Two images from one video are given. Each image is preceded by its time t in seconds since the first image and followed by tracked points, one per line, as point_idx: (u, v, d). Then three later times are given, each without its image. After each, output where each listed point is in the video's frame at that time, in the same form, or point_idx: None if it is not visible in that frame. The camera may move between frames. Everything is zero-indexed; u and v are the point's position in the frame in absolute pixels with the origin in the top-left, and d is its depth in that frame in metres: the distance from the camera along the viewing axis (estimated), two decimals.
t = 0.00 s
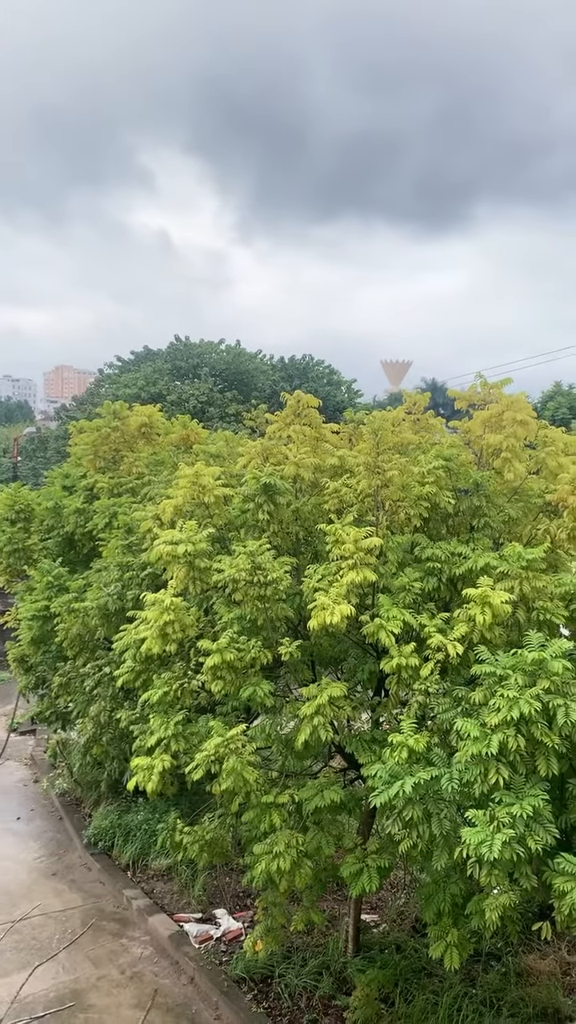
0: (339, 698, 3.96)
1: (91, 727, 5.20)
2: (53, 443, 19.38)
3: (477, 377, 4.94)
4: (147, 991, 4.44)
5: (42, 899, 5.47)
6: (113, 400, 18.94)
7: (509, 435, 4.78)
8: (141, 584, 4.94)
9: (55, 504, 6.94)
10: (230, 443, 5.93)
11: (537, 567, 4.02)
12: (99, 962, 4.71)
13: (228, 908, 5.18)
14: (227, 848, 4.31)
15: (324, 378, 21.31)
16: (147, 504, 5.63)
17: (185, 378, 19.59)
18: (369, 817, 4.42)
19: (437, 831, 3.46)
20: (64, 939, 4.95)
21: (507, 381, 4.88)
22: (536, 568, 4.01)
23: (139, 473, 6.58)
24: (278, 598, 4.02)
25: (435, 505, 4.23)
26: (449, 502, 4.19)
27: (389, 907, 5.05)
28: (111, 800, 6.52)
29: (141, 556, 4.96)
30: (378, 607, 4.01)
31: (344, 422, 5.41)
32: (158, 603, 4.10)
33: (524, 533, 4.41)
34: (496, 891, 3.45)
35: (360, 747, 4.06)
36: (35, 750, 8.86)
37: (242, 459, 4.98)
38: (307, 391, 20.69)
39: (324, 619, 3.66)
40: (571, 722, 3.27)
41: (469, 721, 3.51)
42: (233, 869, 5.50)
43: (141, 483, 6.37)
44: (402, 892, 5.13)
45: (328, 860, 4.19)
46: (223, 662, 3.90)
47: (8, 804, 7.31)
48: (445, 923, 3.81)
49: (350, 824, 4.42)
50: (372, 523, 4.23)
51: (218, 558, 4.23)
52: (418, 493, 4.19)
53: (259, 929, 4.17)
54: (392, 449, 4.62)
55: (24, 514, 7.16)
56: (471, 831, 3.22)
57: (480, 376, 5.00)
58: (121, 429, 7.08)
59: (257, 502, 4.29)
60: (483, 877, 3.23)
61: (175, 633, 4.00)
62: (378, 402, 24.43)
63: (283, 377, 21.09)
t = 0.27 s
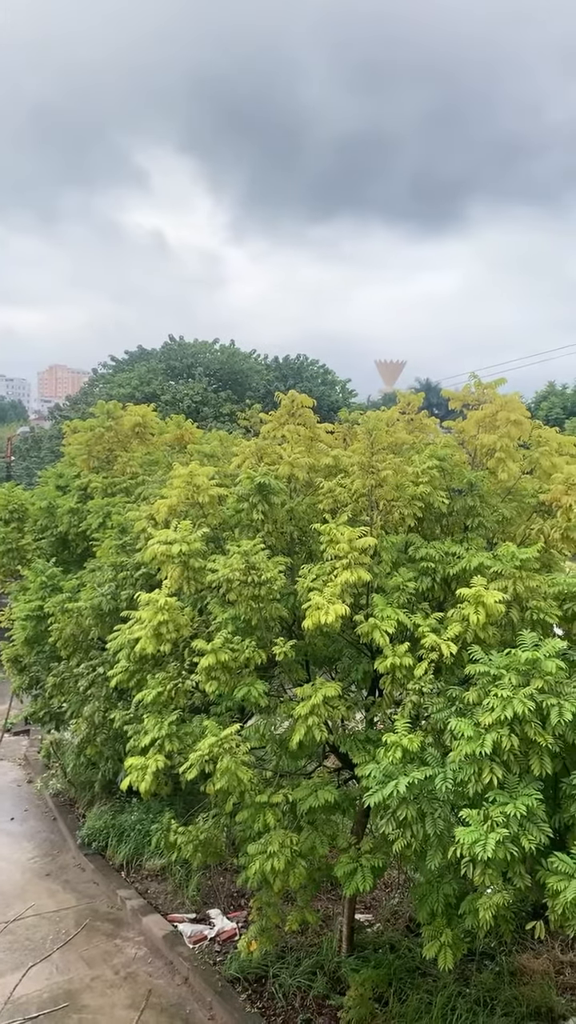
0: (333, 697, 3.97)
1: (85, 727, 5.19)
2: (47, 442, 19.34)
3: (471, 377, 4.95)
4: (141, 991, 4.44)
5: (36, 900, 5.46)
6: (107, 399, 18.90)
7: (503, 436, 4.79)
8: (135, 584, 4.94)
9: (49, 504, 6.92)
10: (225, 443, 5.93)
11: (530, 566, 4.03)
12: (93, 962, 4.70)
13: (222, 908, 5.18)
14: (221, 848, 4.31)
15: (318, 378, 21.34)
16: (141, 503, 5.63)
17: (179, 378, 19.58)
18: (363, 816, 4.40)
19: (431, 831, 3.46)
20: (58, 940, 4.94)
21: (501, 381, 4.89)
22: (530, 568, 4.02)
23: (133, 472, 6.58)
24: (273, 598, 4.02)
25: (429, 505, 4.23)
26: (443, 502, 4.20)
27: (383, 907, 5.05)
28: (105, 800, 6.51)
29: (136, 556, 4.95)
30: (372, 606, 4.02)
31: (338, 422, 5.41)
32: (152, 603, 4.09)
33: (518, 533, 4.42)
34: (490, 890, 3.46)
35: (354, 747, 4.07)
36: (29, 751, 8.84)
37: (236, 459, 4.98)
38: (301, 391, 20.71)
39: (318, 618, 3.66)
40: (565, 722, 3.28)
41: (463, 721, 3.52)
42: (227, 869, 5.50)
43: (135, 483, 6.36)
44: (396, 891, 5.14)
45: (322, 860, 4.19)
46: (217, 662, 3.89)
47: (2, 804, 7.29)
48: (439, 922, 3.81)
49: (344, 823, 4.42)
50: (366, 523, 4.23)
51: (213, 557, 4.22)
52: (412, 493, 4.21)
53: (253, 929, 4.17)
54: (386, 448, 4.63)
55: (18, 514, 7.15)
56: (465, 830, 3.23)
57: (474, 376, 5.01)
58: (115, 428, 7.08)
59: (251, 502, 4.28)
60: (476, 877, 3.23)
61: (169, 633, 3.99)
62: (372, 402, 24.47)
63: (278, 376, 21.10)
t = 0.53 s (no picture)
0: (328, 698, 3.97)
1: (79, 728, 5.19)
2: (41, 443, 19.31)
3: (466, 378, 4.96)
4: (136, 993, 4.43)
5: (31, 901, 5.45)
6: (101, 399, 18.85)
7: (497, 437, 4.79)
8: (130, 585, 4.94)
9: (43, 505, 6.91)
10: (220, 444, 5.93)
11: (524, 567, 4.04)
12: (87, 964, 4.69)
13: (216, 910, 5.18)
14: (216, 850, 4.31)
15: (313, 379, 21.36)
16: (135, 504, 5.63)
17: (174, 379, 19.57)
18: (358, 817, 4.42)
19: (425, 832, 3.46)
20: (52, 942, 4.93)
21: (496, 382, 4.89)
22: (524, 568, 4.03)
23: (128, 473, 6.57)
24: (267, 599, 4.02)
25: (424, 506, 4.24)
26: (437, 503, 4.21)
27: (378, 908, 5.06)
28: (100, 801, 6.50)
29: (130, 557, 4.95)
30: (367, 607, 4.02)
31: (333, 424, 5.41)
32: (147, 604, 4.08)
33: (512, 534, 4.43)
34: (485, 891, 3.46)
35: (348, 748, 4.07)
36: (23, 752, 8.83)
37: (231, 460, 4.98)
38: (296, 392, 20.74)
39: (313, 620, 3.66)
40: (559, 722, 3.28)
41: (457, 722, 3.52)
42: (221, 870, 5.50)
43: (129, 484, 6.35)
44: (391, 892, 5.14)
45: (317, 861, 4.19)
46: (212, 663, 3.89)
47: None
48: (434, 923, 3.81)
49: (339, 824, 4.42)
50: (361, 524, 4.23)
51: (207, 558, 4.22)
52: (407, 494, 4.21)
53: (248, 931, 4.17)
54: (381, 450, 4.64)
55: (12, 515, 7.14)
56: (459, 831, 3.23)
57: (468, 377, 5.02)
58: (109, 429, 7.08)
59: (246, 503, 4.29)
60: (471, 878, 3.23)
61: (164, 634, 3.99)
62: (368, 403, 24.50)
63: (273, 377, 21.12)
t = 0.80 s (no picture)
0: (323, 699, 3.97)
1: (74, 729, 5.18)
2: (36, 443, 19.28)
3: (461, 379, 4.96)
4: (131, 994, 4.42)
5: (25, 903, 5.44)
6: (96, 399, 18.83)
7: (492, 437, 4.80)
8: (125, 586, 4.93)
9: (38, 506, 6.90)
10: (215, 444, 5.92)
11: (520, 568, 4.04)
12: (82, 966, 4.68)
13: (212, 910, 5.17)
14: (211, 851, 4.30)
15: (308, 379, 21.37)
16: (130, 505, 5.62)
17: (169, 379, 19.56)
18: (354, 818, 4.42)
19: (420, 833, 3.46)
20: (47, 943, 4.92)
21: (491, 382, 4.89)
22: (519, 569, 4.04)
23: (123, 474, 6.57)
24: (263, 600, 4.02)
25: (419, 507, 4.23)
26: (433, 504, 4.20)
27: (373, 909, 5.06)
28: (95, 802, 6.49)
29: (125, 558, 4.94)
30: (363, 608, 4.02)
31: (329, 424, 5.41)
32: (142, 605, 4.08)
33: (508, 535, 4.43)
34: (480, 891, 3.46)
35: (344, 749, 4.07)
36: (17, 753, 8.81)
37: (226, 461, 4.97)
38: (292, 392, 20.75)
39: (309, 621, 3.66)
40: (554, 724, 3.29)
41: (453, 723, 3.52)
42: (217, 870, 5.50)
43: (124, 484, 6.35)
44: (386, 893, 5.15)
45: (312, 862, 4.19)
46: (207, 664, 3.88)
47: None
48: (429, 924, 3.82)
49: (334, 825, 4.42)
50: (357, 525, 4.24)
51: (203, 559, 4.21)
52: (402, 494, 4.20)
53: (243, 932, 4.16)
54: (377, 450, 4.64)
55: (7, 515, 7.12)
56: (454, 832, 3.23)
57: (463, 378, 5.02)
58: (104, 430, 7.07)
59: (242, 504, 4.32)
60: (466, 879, 3.24)
61: (159, 636, 3.98)
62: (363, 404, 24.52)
63: (268, 378, 21.13)
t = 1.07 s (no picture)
0: (319, 699, 3.97)
1: (69, 729, 5.17)
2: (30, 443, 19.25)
3: (456, 379, 4.96)
4: (126, 994, 4.42)
5: (21, 903, 5.43)
6: (91, 399, 18.80)
7: (487, 437, 4.80)
8: (120, 586, 4.93)
9: (33, 505, 6.89)
10: (210, 444, 5.92)
11: (514, 567, 4.05)
12: (77, 966, 4.68)
13: (207, 910, 5.17)
14: (206, 851, 4.30)
15: (303, 379, 21.38)
16: (125, 505, 5.62)
17: (164, 378, 19.54)
18: (349, 818, 4.37)
19: (416, 833, 3.47)
20: (42, 944, 4.91)
21: (486, 383, 4.90)
22: (514, 569, 4.05)
23: (118, 474, 6.56)
24: (258, 600, 4.02)
25: (414, 507, 4.24)
26: (428, 504, 4.21)
27: (369, 908, 5.06)
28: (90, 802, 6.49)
29: (121, 558, 4.94)
30: (358, 608, 4.03)
31: (324, 424, 5.41)
32: (137, 605, 4.07)
33: (502, 535, 4.44)
34: (475, 891, 3.46)
35: (339, 748, 4.07)
36: (12, 753, 8.80)
37: (221, 461, 4.97)
38: (287, 392, 20.76)
39: (304, 621, 3.66)
40: (549, 723, 3.29)
41: (448, 722, 3.53)
42: (212, 870, 5.50)
43: (119, 484, 6.34)
44: (381, 893, 5.16)
45: (308, 862, 4.19)
46: (203, 664, 3.88)
47: None
48: (424, 923, 3.82)
49: (330, 825, 4.42)
50: (352, 525, 4.24)
51: (198, 559, 4.22)
52: (397, 495, 4.21)
53: (239, 932, 4.17)
54: (372, 450, 4.64)
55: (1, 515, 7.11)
56: (450, 832, 3.23)
57: (458, 378, 5.03)
58: (99, 430, 7.07)
59: (237, 504, 4.30)
60: (461, 878, 3.24)
61: (154, 636, 3.98)
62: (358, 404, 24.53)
63: (263, 378, 21.13)
